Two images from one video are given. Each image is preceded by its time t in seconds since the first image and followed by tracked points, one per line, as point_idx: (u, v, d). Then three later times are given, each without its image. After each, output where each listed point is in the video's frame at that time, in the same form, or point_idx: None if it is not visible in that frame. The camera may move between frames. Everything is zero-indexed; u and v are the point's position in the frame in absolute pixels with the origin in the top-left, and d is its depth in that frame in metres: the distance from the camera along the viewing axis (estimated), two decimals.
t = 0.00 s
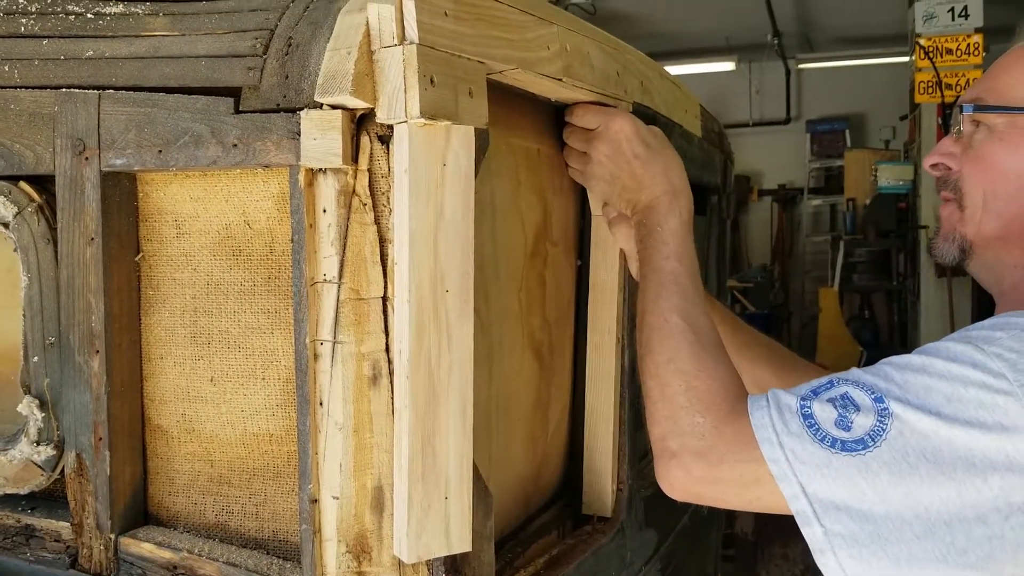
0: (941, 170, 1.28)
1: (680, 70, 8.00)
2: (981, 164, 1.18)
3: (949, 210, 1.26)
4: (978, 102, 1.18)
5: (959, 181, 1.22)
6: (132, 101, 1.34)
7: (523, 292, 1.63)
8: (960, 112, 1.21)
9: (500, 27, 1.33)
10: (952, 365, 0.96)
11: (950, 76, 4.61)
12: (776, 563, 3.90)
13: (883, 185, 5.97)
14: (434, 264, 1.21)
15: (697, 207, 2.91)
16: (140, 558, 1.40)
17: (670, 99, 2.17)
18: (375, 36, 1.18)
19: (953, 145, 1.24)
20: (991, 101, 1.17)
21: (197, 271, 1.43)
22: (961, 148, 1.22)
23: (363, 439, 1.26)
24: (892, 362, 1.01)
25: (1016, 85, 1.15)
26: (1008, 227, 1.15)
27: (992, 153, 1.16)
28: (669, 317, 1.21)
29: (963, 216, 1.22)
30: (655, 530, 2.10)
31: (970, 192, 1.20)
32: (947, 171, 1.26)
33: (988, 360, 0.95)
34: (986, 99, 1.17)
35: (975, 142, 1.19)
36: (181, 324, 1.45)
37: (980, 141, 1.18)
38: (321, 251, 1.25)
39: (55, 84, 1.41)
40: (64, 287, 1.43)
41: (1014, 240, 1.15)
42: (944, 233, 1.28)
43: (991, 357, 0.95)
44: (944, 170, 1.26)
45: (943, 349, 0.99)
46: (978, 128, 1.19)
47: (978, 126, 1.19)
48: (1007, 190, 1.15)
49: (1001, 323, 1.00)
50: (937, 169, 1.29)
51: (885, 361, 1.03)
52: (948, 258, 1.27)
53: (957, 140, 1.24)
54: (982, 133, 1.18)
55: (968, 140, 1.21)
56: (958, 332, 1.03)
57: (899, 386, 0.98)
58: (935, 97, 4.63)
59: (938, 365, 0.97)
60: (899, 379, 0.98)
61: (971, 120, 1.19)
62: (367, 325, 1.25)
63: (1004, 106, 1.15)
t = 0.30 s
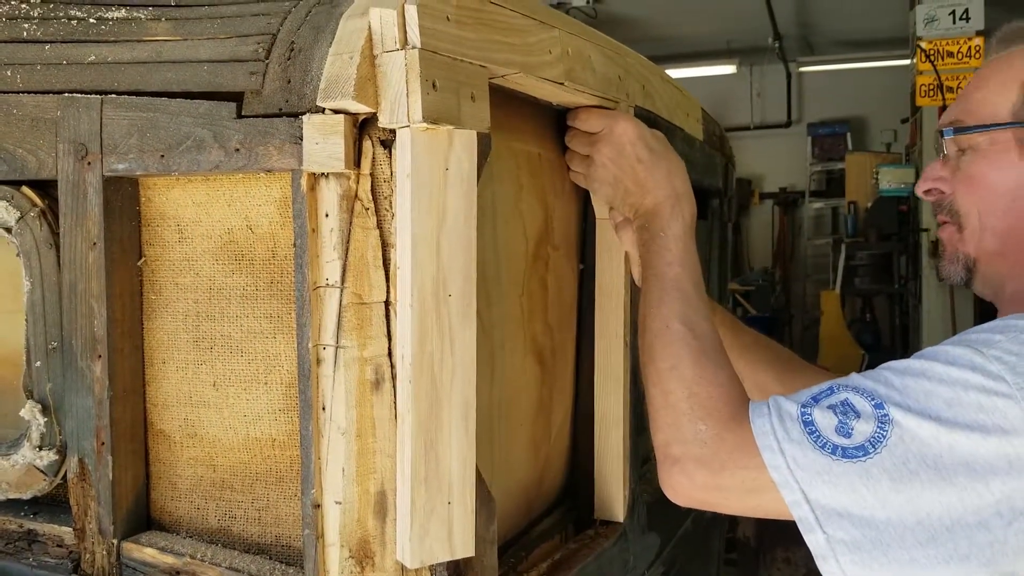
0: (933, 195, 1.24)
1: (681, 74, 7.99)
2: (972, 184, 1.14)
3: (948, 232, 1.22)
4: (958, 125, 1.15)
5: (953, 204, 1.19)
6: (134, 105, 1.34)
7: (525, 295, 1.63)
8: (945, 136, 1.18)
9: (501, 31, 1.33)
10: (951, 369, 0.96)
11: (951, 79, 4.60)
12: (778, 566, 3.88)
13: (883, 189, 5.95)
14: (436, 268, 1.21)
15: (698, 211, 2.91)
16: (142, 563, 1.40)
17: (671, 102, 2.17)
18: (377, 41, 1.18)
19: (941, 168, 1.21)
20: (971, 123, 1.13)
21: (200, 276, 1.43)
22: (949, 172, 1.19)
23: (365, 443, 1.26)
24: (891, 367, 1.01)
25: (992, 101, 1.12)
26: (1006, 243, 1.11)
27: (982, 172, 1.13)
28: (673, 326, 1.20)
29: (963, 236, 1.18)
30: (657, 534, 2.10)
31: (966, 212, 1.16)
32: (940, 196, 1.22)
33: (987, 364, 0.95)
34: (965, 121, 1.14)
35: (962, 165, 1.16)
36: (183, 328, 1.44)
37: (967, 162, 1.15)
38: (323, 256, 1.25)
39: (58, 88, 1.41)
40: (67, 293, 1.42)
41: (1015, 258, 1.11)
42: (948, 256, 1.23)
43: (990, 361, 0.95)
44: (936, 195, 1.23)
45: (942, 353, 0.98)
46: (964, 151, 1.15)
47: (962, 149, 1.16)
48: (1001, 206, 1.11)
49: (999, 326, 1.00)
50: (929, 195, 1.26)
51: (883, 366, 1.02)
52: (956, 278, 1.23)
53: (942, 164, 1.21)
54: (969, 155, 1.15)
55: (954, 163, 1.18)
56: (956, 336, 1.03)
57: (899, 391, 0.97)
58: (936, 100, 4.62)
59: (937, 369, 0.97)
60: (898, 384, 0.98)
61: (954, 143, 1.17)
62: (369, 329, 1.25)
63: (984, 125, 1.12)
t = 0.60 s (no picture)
0: (926, 235, 1.21)
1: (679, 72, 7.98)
2: (955, 216, 1.11)
3: (951, 264, 1.18)
4: (922, 165, 1.14)
5: (946, 239, 1.15)
6: (134, 104, 1.33)
7: (529, 294, 1.62)
8: (915, 177, 1.17)
9: (504, 29, 1.33)
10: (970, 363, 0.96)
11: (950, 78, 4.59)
12: (777, 566, 3.88)
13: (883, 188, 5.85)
14: (439, 267, 1.20)
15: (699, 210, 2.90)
16: (144, 563, 1.39)
17: (672, 101, 2.17)
18: (379, 39, 1.18)
19: (922, 208, 1.19)
20: (933, 160, 1.12)
21: (202, 275, 1.42)
22: (933, 210, 1.17)
23: (368, 443, 1.26)
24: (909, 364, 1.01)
25: (943, 132, 1.10)
26: (1005, 261, 1.07)
27: (960, 202, 1.10)
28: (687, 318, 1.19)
29: (964, 266, 1.14)
30: (660, 532, 2.09)
31: (957, 243, 1.13)
32: (932, 234, 1.19)
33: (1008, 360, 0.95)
34: (927, 160, 1.13)
35: (941, 200, 1.13)
36: (185, 328, 1.44)
37: (943, 196, 1.13)
38: (326, 254, 1.25)
39: (59, 87, 1.40)
40: (68, 292, 1.41)
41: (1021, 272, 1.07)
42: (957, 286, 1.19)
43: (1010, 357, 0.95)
44: (929, 234, 1.19)
45: (962, 348, 0.98)
46: (937, 186, 1.13)
47: (936, 185, 1.14)
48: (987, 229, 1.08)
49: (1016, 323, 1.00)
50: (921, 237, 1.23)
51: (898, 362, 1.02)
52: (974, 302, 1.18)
53: (924, 203, 1.19)
54: (944, 188, 1.12)
55: (933, 200, 1.16)
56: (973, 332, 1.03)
57: (918, 387, 0.97)
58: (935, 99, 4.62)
59: (956, 365, 0.97)
60: (917, 379, 0.98)
61: (927, 182, 1.15)
62: (372, 328, 1.25)
63: (945, 160, 1.10)
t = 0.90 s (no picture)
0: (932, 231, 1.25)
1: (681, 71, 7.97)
2: (958, 211, 1.16)
3: (955, 259, 1.21)
4: (929, 162, 1.18)
5: (952, 235, 1.19)
6: (137, 100, 1.33)
7: (535, 293, 1.62)
8: (922, 174, 1.21)
9: (508, 26, 1.32)
10: (990, 388, 0.96)
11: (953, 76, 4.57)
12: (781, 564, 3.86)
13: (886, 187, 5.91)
14: (444, 266, 1.20)
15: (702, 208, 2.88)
16: (147, 561, 1.39)
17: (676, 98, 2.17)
18: (384, 36, 1.17)
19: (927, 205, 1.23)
20: (939, 156, 1.16)
21: (205, 272, 1.41)
22: (939, 207, 1.21)
23: (372, 442, 1.25)
24: (927, 398, 1.02)
25: (949, 130, 1.14)
26: (1011, 257, 1.11)
27: (965, 197, 1.14)
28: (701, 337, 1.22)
29: (969, 262, 1.17)
30: (664, 531, 2.09)
31: (963, 240, 1.16)
32: (938, 231, 1.24)
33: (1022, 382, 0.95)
34: (933, 157, 1.17)
35: (946, 197, 1.18)
36: (188, 325, 1.43)
37: (949, 192, 1.17)
38: (329, 251, 1.25)
39: (62, 84, 1.39)
40: (70, 289, 1.40)
41: None
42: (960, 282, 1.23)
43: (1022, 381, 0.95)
44: (935, 231, 1.24)
45: (976, 373, 0.99)
46: (942, 182, 1.18)
47: (941, 183, 1.18)
48: (990, 224, 1.12)
49: None
50: (927, 234, 1.28)
51: (919, 397, 1.03)
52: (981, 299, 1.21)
53: (930, 201, 1.24)
54: (949, 185, 1.17)
55: (938, 198, 1.20)
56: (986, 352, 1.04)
57: (939, 426, 0.97)
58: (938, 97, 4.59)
59: (974, 394, 0.97)
60: (937, 413, 0.98)
61: (932, 179, 1.19)
62: (376, 326, 1.24)
63: (951, 156, 1.14)
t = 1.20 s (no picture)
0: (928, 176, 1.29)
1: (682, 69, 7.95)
2: (969, 168, 1.18)
3: (941, 212, 1.27)
4: (962, 107, 1.20)
5: (947, 186, 1.23)
6: (139, 99, 1.33)
7: (537, 292, 1.62)
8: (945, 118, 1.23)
9: (509, 25, 1.32)
10: (949, 443, 1.00)
11: (955, 75, 4.55)
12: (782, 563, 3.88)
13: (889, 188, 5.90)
14: (444, 264, 1.20)
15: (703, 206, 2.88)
16: (149, 560, 1.39)
17: (677, 97, 2.17)
18: (384, 35, 1.18)
19: (942, 150, 1.25)
20: (975, 105, 1.18)
21: (207, 271, 1.41)
22: (949, 154, 1.23)
23: (373, 440, 1.26)
24: (923, 454, 1.10)
25: (999, 86, 1.16)
26: (998, 231, 1.16)
27: (979, 155, 1.17)
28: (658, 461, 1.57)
29: (954, 219, 1.23)
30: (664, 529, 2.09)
31: (959, 195, 1.20)
32: (935, 177, 1.27)
33: None
34: (967, 103, 1.20)
35: (961, 147, 1.20)
36: (191, 324, 1.43)
37: (967, 144, 1.19)
38: (330, 250, 1.25)
39: (63, 83, 1.39)
40: (71, 287, 1.40)
41: (1008, 242, 1.16)
42: (935, 234, 1.29)
43: (984, 461, 0.93)
44: (934, 177, 1.27)
45: (959, 442, 0.97)
46: (963, 132, 1.20)
47: (964, 130, 1.20)
48: (990, 190, 1.16)
49: (986, 416, 0.96)
50: (927, 175, 1.29)
51: (931, 482, 0.98)
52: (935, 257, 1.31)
53: (945, 146, 1.25)
54: (968, 137, 1.19)
55: (954, 144, 1.22)
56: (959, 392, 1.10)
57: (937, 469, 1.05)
58: (940, 96, 4.58)
59: (961, 473, 0.95)
60: (921, 473, 1.05)
61: (956, 124, 1.21)
62: (376, 325, 1.24)
63: (987, 109, 1.16)
